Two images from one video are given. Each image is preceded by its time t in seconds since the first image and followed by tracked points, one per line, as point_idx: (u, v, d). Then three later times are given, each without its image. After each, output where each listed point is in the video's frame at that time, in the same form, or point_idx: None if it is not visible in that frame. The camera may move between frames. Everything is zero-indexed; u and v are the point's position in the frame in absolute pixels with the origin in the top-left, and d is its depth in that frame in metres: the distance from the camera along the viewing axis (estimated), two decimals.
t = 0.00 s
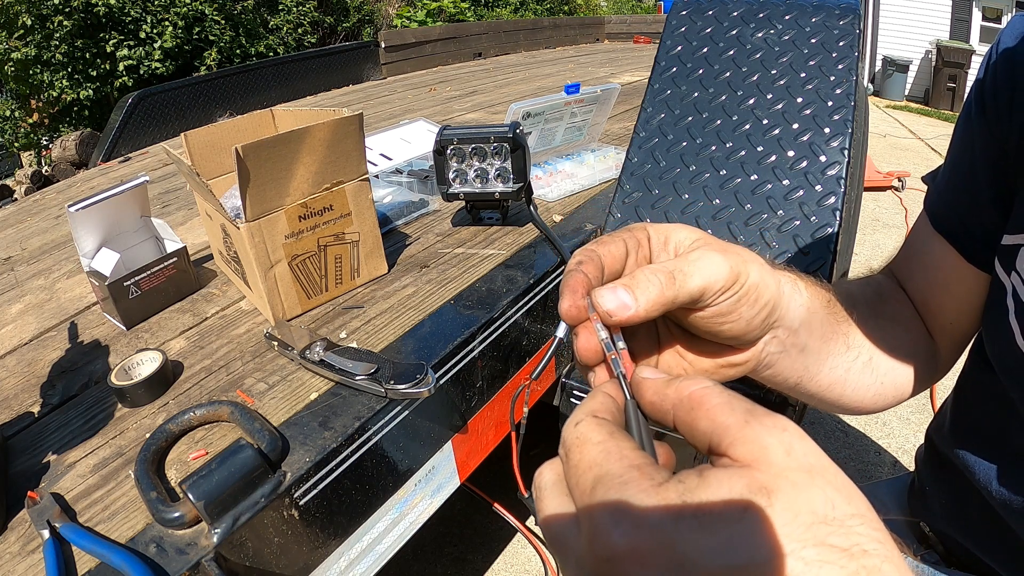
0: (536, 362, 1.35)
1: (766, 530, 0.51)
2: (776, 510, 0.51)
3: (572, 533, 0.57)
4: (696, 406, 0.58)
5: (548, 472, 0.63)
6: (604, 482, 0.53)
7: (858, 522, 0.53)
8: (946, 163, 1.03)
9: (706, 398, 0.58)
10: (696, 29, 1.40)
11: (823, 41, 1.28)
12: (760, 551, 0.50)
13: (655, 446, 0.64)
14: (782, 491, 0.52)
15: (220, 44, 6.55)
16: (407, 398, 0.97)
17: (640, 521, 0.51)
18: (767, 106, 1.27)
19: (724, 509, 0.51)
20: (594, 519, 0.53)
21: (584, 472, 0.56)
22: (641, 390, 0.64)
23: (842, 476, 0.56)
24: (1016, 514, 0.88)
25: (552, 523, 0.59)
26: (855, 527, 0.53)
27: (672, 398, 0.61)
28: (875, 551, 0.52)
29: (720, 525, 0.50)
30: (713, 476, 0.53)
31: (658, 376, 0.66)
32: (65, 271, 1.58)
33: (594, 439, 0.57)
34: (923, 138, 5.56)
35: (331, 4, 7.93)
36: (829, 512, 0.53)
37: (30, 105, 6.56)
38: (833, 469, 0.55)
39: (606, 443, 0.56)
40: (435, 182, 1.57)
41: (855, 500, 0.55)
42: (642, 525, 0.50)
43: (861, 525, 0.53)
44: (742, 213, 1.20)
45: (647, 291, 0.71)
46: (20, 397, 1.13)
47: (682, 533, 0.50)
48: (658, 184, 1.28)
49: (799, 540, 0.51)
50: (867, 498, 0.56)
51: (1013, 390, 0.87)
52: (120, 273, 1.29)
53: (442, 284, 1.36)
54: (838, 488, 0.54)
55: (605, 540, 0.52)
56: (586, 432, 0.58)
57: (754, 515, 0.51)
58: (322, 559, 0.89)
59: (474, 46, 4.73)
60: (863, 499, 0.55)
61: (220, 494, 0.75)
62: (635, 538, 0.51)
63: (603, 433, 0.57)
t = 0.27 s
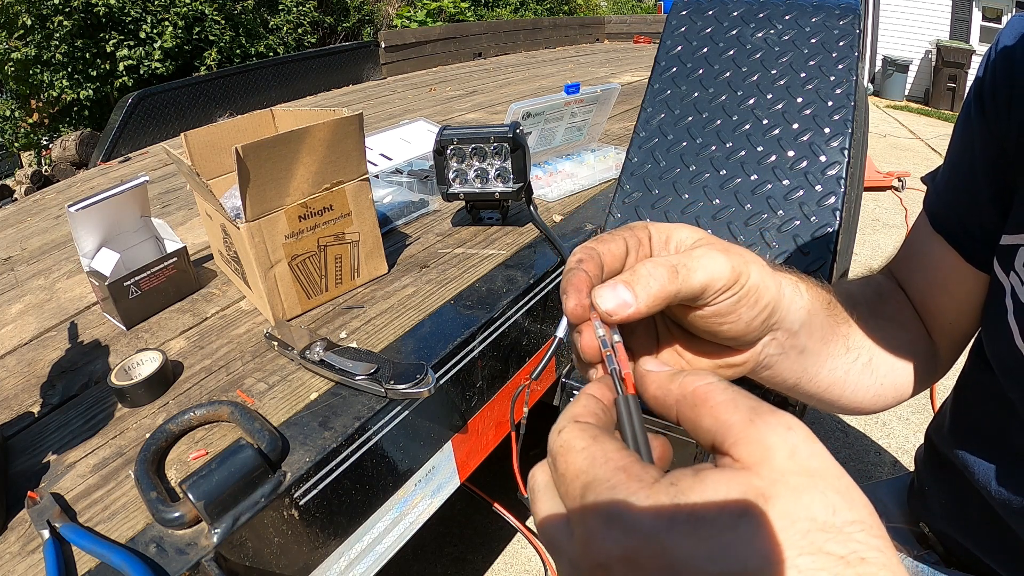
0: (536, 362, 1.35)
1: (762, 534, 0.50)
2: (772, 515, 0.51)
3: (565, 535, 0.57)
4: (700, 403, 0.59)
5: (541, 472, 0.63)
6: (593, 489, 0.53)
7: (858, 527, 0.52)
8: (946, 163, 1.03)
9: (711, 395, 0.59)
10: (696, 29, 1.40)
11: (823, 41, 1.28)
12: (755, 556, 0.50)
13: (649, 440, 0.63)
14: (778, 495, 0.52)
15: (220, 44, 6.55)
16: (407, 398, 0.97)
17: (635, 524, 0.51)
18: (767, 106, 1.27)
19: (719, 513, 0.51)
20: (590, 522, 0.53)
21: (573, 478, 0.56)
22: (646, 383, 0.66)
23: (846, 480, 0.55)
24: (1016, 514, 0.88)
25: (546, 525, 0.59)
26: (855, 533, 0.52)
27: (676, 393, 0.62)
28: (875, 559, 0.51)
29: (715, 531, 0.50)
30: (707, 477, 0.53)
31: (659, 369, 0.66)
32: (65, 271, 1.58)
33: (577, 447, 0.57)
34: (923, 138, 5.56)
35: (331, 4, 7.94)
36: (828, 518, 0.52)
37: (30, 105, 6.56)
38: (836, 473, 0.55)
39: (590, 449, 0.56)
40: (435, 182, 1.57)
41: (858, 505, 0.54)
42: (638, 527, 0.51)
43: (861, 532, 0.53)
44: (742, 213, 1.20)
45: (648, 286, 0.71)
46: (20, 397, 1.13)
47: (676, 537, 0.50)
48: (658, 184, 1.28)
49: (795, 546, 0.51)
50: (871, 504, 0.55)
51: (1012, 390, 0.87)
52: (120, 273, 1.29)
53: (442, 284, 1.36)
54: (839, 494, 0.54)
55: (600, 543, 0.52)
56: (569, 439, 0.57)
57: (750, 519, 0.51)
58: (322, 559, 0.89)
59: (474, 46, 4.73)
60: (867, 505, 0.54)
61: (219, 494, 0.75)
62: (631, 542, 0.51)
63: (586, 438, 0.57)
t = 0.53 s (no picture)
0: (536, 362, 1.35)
1: (777, 534, 0.51)
2: (787, 513, 0.51)
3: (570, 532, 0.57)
4: (712, 392, 0.59)
5: (544, 462, 0.63)
6: (607, 479, 0.53)
7: (868, 527, 0.53)
8: (945, 163, 1.02)
9: (723, 385, 0.59)
10: (696, 29, 1.40)
11: (823, 41, 1.28)
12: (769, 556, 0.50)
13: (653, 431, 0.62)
14: (795, 494, 0.52)
15: (220, 44, 6.55)
16: (407, 398, 0.97)
17: (646, 525, 0.51)
18: (767, 106, 1.27)
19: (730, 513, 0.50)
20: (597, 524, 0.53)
21: (581, 467, 0.55)
22: (654, 376, 0.66)
23: (855, 478, 0.56)
24: (1016, 513, 0.88)
25: (552, 519, 0.59)
26: (864, 533, 0.53)
27: (687, 382, 0.62)
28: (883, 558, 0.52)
29: (727, 532, 0.50)
30: (719, 476, 0.52)
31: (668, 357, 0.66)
32: (65, 271, 1.58)
33: (591, 433, 0.56)
34: (923, 138, 5.56)
35: (331, 3, 7.94)
36: (841, 518, 0.53)
37: (30, 105, 6.56)
38: (846, 472, 0.55)
39: (605, 436, 0.56)
40: (435, 182, 1.57)
41: (866, 505, 0.55)
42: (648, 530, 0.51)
43: (871, 532, 0.53)
44: (742, 213, 1.20)
45: (648, 282, 0.71)
46: (20, 397, 1.13)
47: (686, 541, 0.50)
48: (658, 184, 1.28)
49: (810, 546, 0.51)
50: (878, 503, 0.56)
51: (1011, 390, 0.87)
52: (120, 273, 1.29)
53: (442, 284, 1.36)
54: (849, 493, 0.54)
55: (611, 543, 0.52)
56: (582, 423, 0.57)
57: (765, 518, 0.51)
58: (322, 559, 0.89)
59: (474, 46, 4.73)
60: (874, 503, 0.55)
61: (220, 494, 0.75)
62: (639, 542, 0.51)
63: (602, 425, 0.56)
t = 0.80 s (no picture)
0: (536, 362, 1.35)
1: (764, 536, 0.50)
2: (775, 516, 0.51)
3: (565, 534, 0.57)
4: (688, 401, 0.56)
5: (544, 463, 0.63)
6: (603, 483, 0.53)
7: (856, 524, 0.53)
8: (943, 164, 1.02)
9: (699, 393, 0.56)
10: (696, 29, 1.40)
11: (823, 41, 1.28)
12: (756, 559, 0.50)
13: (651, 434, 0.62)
14: (780, 495, 0.52)
15: (220, 44, 6.55)
16: (407, 398, 0.97)
17: (637, 527, 0.51)
18: (767, 106, 1.27)
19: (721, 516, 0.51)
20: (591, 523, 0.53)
21: (582, 469, 0.56)
22: (632, 374, 0.63)
23: (840, 477, 0.55)
24: (1015, 512, 0.88)
25: (547, 520, 0.60)
26: (852, 531, 0.52)
27: (664, 389, 0.59)
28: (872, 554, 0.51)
29: (717, 535, 0.50)
30: (717, 476, 0.52)
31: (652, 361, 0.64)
32: (65, 271, 1.58)
33: (594, 438, 0.56)
34: (923, 138, 5.56)
35: (331, 4, 7.94)
36: (827, 516, 0.52)
37: (30, 105, 6.56)
38: (831, 472, 0.54)
39: (607, 441, 0.56)
40: (435, 182, 1.57)
41: (852, 502, 0.54)
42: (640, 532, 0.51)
43: (858, 529, 0.53)
44: (742, 213, 1.20)
45: (652, 280, 0.71)
46: (20, 397, 1.13)
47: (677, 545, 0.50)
48: (658, 184, 1.28)
49: (797, 546, 0.50)
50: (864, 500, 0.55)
51: (1011, 389, 0.87)
52: (120, 273, 1.29)
53: (442, 284, 1.36)
54: (835, 492, 0.54)
55: (599, 548, 0.52)
56: (586, 429, 0.57)
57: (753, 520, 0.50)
58: (322, 559, 0.89)
59: (474, 46, 4.73)
60: (860, 500, 0.55)
61: (219, 494, 0.75)
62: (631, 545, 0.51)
63: (603, 431, 0.57)
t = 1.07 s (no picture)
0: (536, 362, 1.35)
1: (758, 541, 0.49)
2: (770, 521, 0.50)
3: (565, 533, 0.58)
4: (685, 403, 0.56)
5: (544, 463, 0.64)
6: (603, 487, 0.54)
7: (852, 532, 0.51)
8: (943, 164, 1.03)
9: (695, 396, 0.56)
10: (696, 29, 1.40)
11: (823, 41, 1.28)
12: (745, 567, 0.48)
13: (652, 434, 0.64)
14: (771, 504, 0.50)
15: (220, 44, 6.55)
16: (407, 398, 0.97)
17: (632, 534, 0.51)
18: (767, 106, 1.27)
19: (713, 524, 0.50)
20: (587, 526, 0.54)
21: (583, 470, 0.56)
22: (629, 378, 0.63)
23: (840, 484, 0.53)
24: (1015, 513, 0.88)
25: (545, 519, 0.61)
26: (850, 541, 0.51)
27: (661, 393, 0.59)
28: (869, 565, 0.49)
29: (710, 541, 0.49)
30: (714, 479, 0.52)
31: (648, 365, 0.64)
32: (65, 271, 1.57)
33: (599, 442, 0.57)
34: (923, 138, 5.56)
35: (331, 4, 7.94)
36: (822, 525, 0.51)
37: (30, 105, 6.56)
38: (830, 479, 0.53)
39: (611, 446, 0.56)
40: (435, 182, 1.57)
41: (851, 511, 0.52)
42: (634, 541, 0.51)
43: (856, 539, 0.51)
44: (742, 213, 1.20)
45: (660, 278, 0.71)
46: (20, 397, 1.13)
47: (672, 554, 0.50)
48: (658, 184, 1.28)
49: (793, 555, 0.49)
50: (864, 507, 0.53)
51: (1011, 389, 0.87)
52: (120, 273, 1.29)
53: (442, 284, 1.36)
54: (833, 499, 0.52)
55: (595, 554, 0.52)
56: (593, 431, 0.58)
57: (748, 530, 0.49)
58: (322, 559, 0.89)
59: (474, 46, 4.73)
60: (860, 507, 0.53)
61: (220, 494, 0.75)
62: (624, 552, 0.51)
63: (610, 435, 0.57)
